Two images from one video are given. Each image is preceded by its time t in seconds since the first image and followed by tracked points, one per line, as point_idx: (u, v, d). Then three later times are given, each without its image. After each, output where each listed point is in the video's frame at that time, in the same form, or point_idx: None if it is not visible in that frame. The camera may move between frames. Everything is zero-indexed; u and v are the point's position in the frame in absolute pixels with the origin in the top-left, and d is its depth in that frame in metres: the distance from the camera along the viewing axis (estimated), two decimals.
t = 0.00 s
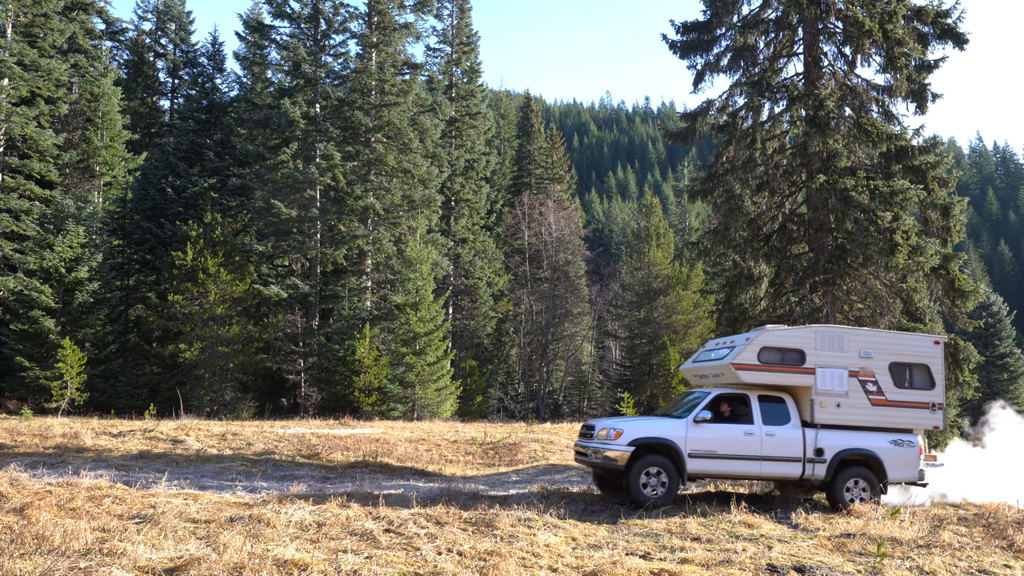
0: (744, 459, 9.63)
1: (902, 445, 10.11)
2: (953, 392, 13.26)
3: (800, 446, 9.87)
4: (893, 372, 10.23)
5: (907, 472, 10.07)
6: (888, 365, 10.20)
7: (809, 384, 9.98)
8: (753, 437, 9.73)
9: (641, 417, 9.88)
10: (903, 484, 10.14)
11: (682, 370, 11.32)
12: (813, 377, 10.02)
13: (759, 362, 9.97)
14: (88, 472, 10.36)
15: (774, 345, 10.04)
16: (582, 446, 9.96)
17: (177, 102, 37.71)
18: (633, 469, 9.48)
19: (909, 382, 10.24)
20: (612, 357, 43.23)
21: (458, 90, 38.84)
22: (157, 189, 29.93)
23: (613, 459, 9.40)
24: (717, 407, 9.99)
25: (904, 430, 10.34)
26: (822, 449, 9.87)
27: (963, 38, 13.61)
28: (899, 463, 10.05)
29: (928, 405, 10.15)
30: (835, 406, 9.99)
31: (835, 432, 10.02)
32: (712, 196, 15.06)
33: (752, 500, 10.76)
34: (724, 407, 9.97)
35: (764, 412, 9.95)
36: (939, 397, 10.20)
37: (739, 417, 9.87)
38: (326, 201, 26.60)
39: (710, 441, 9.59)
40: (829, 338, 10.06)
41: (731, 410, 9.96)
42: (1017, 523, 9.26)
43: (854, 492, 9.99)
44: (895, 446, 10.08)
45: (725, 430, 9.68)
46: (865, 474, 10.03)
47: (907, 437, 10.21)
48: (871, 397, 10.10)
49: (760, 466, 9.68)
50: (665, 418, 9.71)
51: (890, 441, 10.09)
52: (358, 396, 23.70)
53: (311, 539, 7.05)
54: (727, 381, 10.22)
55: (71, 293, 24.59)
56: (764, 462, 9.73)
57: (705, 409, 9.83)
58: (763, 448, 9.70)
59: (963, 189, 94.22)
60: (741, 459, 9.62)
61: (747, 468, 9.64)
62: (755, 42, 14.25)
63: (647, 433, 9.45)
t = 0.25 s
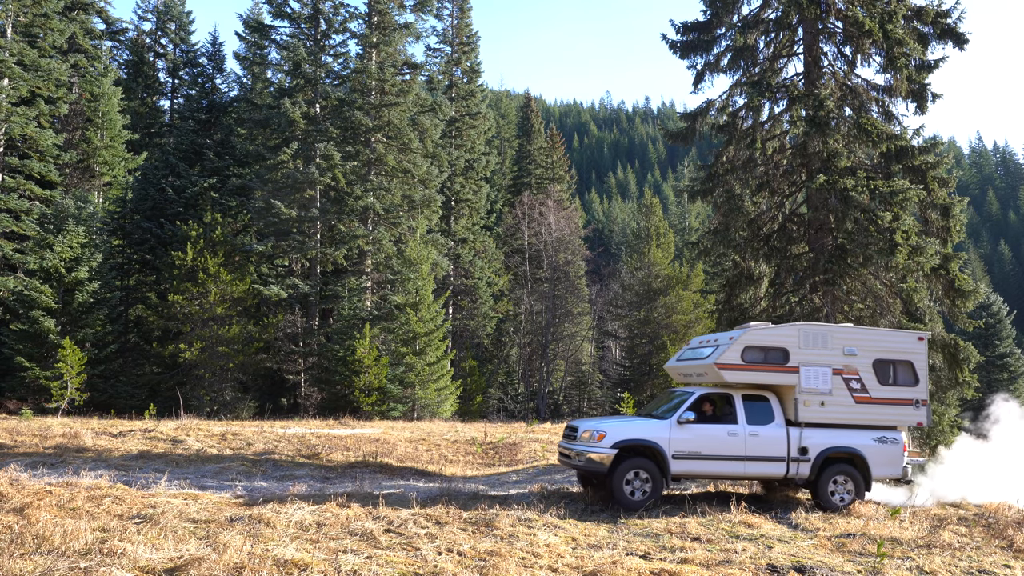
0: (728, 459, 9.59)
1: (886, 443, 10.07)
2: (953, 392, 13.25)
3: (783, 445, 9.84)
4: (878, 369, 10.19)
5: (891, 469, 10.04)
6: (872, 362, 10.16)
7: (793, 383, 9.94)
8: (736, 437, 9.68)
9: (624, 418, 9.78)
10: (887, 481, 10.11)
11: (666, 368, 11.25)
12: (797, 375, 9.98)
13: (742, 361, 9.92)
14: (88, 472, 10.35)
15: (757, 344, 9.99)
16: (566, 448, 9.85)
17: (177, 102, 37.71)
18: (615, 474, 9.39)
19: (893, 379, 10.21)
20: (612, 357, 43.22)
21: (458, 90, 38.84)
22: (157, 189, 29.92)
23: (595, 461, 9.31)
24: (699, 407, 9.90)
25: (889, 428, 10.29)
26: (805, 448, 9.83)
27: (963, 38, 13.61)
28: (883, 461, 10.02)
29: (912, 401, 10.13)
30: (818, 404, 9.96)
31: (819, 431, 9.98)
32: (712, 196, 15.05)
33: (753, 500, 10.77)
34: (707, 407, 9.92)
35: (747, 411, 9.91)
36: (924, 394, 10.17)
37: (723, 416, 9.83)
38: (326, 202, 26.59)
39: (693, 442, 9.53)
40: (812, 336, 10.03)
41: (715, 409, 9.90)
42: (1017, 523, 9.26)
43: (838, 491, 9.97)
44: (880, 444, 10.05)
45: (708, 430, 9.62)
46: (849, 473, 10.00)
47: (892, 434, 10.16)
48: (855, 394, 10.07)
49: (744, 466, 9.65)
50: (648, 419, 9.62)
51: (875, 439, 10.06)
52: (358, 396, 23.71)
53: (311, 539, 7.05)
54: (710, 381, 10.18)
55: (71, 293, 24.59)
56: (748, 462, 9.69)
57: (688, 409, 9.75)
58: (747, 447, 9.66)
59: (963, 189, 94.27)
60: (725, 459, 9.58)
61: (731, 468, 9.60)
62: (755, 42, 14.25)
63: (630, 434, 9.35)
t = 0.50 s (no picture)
0: (711, 460, 9.57)
1: (869, 443, 10.11)
2: (953, 393, 13.25)
3: (767, 445, 9.83)
4: (862, 369, 10.20)
5: (874, 469, 10.10)
6: (856, 362, 10.17)
7: (777, 383, 9.92)
8: (720, 438, 9.66)
9: (607, 418, 9.74)
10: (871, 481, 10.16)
11: (649, 366, 11.15)
12: (781, 375, 9.95)
13: (727, 361, 9.86)
14: (88, 472, 10.35)
15: (742, 344, 9.91)
16: (549, 448, 9.83)
17: (177, 102, 37.69)
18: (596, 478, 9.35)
19: (878, 379, 10.22)
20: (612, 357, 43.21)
21: (458, 90, 38.83)
22: (157, 189, 29.91)
23: (578, 462, 9.31)
24: (684, 407, 9.86)
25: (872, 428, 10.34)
26: (789, 449, 9.85)
27: (963, 38, 13.61)
28: (867, 461, 10.07)
29: (897, 402, 10.17)
30: (802, 404, 9.96)
31: (803, 431, 10.00)
32: (712, 196, 15.04)
33: (753, 500, 10.79)
34: (692, 407, 9.86)
35: (731, 411, 9.87)
36: (907, 394, 10.22)
37: (707, 416, 9.78)
38: (326, 202, 26.58)
39: (676, 442, 9.49)
40: (798, 336, 9.99)
41: (699, 409, 9.86)
42: (1017, 523, 9.27)
43: (821, 490, 10.00)
44: (863, 444, 10.09)
45: (692, 430, 9.58)
46: (831, 469, 10.03)
47: (875, 434, 10.21)
48: (839, 395, 10.08)
49: (727, 466, 9.63)
50: (631, 419, 9.58)
51: (858, 439, 10.10)
52: (358, 396, 23.72)
53: (311, 539, 7.05)
54: (695, 380, 10.13)
55: (71, 293, 24.59)
56: (732, 462, 9.67)
57: (672, 409, 9.71)
58: (730, 448, 9.64)
59: (963, 189, 94.28)
60: (709, 460, 9.56)
61: (714, 469, 9.58)
62: (755, 42, 14.25)
63: (612, 435, 9.32)
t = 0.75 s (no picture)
0: (695, 459, 9.56)
1: (854, 440, 10.11)
2: (953, 392, 13.24)
3: (751, 443, 9.84)
4: (846, 367, 10.20)
5: (859, 466, 10.10)
6: (840, 359, 10.16)
7: (761, 381, 9.91)
8: (704, 437, 9.66)
9: (591, 417, 9.74)
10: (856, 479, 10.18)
11: (634, 365, 11.13)
12: (765, 373, 9.94)
13: (710, 360, 9.85)
14: (88, 472, 10.35)
15: (725, 342, 9.90)
16: (532, 449, 9.81)
17: (176, 102, 37.68)
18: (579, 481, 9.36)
19: (862, 376, 10.22)
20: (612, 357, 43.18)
21: (458, 90, 38.83)
22: (157, 189, 29.91)
23: (560, 462, 9.27)
24: (668, 406, 9.86)
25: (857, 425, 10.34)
26: (773, 447, 9.85)
27: (963, 38, 13.61)
28: (851, 459, 10.07)
29: (881, 399, 10.17)
30: (786, 402, 9.95)
31: (787, 429, 9.99)
32: (712, 196, 15.03)
33: (752, 500, 10.78)
34: (675, 405, 9.87)
35: (715, 410, 9.87)
36: (891, 391, 10.21)
37: (690, 415, 9.79)
38: (326, 202, 26.58)
39: (660, 442, 9.49)
40: (781, 334, 9.98)
41: (683, 408, 9.88)
42: (1017, 523, 9.26)
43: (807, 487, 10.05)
44: (848, 441, 10.10)
45: (676, 429, 9.59)
46: (813, 463, 10.09)
47: (859, 431, 10.21)
48: (823, 392, 10.07)
49: (711, 465, 9.63)
50: (615, 419, 9.58)
51: (842, 436, 10.10)
52: (358, 396, 23.73)
53: (311, 539, 7.05)
54: (678, 378, 10.12)
55: (71, 293, 24.60)
56: (715, 461, 9.67)
57: (655, 408, 9.72)
58: (714, 447, 9.64)
59: (963, 189, 94.26)
60: (693, 459, 9.55)
61: (698, 468, 9.58)
62: (755, 42, 14.25)
63: (595, 435, 9.32)
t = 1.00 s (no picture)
0: (678, 458, 9.56)
1: (838, 437, 10.18)
2: (953, 392, 13.23)
3: (735, 441, 9.84)
4: (830, 363, 10.24)
5: (844, 464, 10.16)
6: (824, 356, 10.21)
7: (744, 379, 9.92)
8: (687, 435, 9.65)
9: (574, 417, 9.72)
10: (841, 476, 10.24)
11: (618, 364, 11.10)
12: (749, 371, 9.96)
13: (693, 358, 9.84)
14: (88, 472, 10.35)
15: (708, 340, 9.90)
16: (516, 449, 9.80)
17: (177, 102, 37.67)
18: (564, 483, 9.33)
19: (846, 373, 10.27)
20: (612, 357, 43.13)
21: (458, 90, 38.82)
22: (157, 189, 29.91)
23: (544, 462, 9.27)
24: (652, 404, 9.84)
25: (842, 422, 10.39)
26: (757, 445, 9.86)
27: (963, 38, 13.61)
28: (836, 456, 10.13)
29: (865, 396, 10.23)
30: (770, 400, 9.98)
31: (771, 427, 10.01)
32: (712, 196, 15.04)
33: (752, 500, 10.77)
34: (660, 404, 9.86)
35: (699, 408, 9.87)
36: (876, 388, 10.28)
37: (674, 414, 9.78)
38: (326, 202, 26.58)
39: (643, 441, 9.49)
40: (764, 331, 10.01)
41: (667, 406, 9.85)
42: (1017, 523, 9.26)
43: (794, 484, 10.10)
44: (832, 438, 10.15)
45: (659, 428, 9.57)
46: (791, 461, 10.10)
47: (844, 428, 10.27)
48: (807, 389, 10.11)
49: (695, 463, 9.62)
50: (598, 418, 9.57)
51: (827, 433, 10.15)
52: (358, 396, 23.73)
53: (311, 539, 7.05)
54: (662, 377, 10.11)
55: (71, 293, 24.60)
56: (699, 460, 9.66)
57: (638, 407, 9.70)
58: (698, 445, 9.63)
59: (963, 189, 94.24)
60: (676, 458, 9.55)
61: (682, 466, 9.57)
62: (755, 42, 14.25)
63: (578, 434, 9.31)
